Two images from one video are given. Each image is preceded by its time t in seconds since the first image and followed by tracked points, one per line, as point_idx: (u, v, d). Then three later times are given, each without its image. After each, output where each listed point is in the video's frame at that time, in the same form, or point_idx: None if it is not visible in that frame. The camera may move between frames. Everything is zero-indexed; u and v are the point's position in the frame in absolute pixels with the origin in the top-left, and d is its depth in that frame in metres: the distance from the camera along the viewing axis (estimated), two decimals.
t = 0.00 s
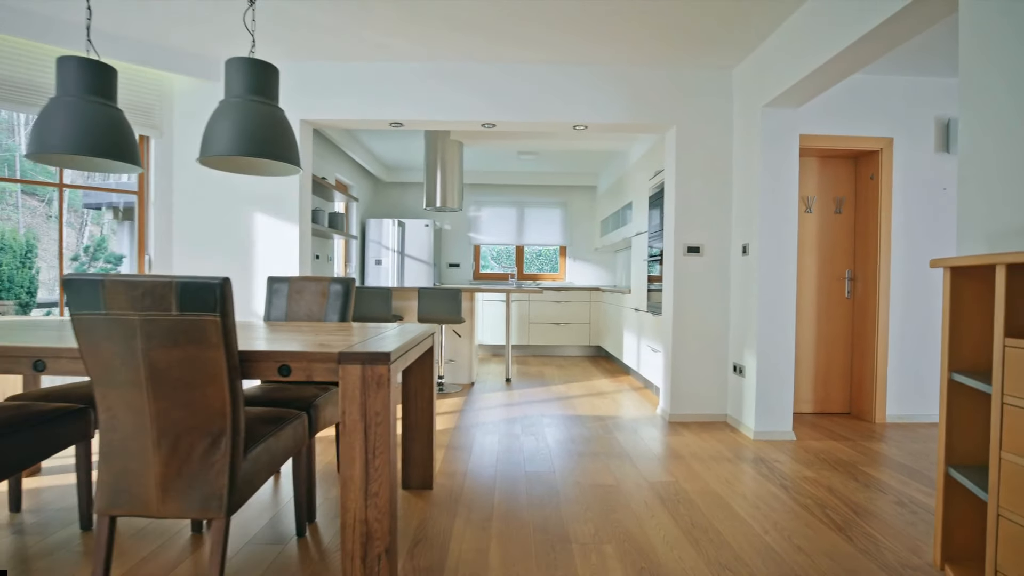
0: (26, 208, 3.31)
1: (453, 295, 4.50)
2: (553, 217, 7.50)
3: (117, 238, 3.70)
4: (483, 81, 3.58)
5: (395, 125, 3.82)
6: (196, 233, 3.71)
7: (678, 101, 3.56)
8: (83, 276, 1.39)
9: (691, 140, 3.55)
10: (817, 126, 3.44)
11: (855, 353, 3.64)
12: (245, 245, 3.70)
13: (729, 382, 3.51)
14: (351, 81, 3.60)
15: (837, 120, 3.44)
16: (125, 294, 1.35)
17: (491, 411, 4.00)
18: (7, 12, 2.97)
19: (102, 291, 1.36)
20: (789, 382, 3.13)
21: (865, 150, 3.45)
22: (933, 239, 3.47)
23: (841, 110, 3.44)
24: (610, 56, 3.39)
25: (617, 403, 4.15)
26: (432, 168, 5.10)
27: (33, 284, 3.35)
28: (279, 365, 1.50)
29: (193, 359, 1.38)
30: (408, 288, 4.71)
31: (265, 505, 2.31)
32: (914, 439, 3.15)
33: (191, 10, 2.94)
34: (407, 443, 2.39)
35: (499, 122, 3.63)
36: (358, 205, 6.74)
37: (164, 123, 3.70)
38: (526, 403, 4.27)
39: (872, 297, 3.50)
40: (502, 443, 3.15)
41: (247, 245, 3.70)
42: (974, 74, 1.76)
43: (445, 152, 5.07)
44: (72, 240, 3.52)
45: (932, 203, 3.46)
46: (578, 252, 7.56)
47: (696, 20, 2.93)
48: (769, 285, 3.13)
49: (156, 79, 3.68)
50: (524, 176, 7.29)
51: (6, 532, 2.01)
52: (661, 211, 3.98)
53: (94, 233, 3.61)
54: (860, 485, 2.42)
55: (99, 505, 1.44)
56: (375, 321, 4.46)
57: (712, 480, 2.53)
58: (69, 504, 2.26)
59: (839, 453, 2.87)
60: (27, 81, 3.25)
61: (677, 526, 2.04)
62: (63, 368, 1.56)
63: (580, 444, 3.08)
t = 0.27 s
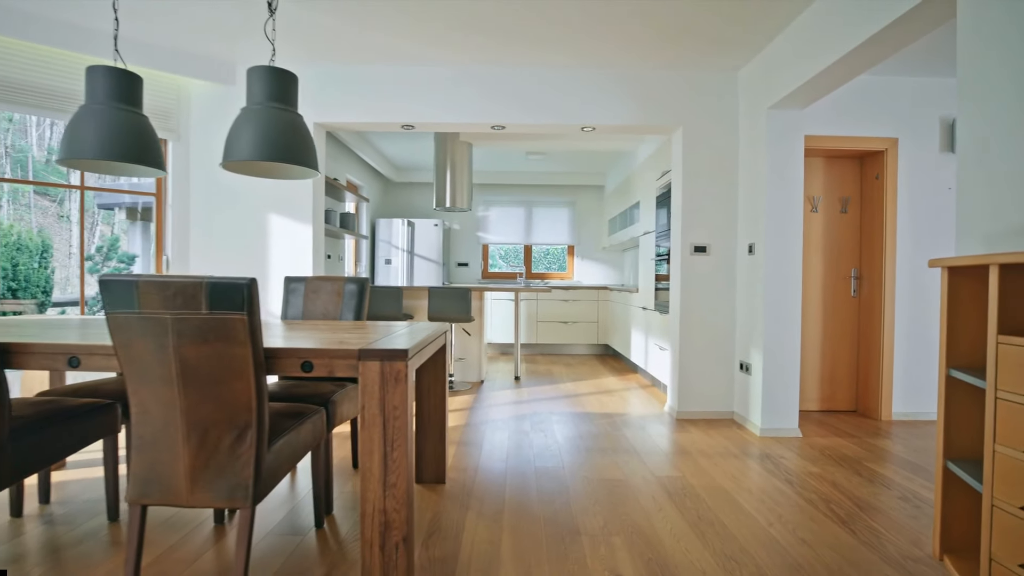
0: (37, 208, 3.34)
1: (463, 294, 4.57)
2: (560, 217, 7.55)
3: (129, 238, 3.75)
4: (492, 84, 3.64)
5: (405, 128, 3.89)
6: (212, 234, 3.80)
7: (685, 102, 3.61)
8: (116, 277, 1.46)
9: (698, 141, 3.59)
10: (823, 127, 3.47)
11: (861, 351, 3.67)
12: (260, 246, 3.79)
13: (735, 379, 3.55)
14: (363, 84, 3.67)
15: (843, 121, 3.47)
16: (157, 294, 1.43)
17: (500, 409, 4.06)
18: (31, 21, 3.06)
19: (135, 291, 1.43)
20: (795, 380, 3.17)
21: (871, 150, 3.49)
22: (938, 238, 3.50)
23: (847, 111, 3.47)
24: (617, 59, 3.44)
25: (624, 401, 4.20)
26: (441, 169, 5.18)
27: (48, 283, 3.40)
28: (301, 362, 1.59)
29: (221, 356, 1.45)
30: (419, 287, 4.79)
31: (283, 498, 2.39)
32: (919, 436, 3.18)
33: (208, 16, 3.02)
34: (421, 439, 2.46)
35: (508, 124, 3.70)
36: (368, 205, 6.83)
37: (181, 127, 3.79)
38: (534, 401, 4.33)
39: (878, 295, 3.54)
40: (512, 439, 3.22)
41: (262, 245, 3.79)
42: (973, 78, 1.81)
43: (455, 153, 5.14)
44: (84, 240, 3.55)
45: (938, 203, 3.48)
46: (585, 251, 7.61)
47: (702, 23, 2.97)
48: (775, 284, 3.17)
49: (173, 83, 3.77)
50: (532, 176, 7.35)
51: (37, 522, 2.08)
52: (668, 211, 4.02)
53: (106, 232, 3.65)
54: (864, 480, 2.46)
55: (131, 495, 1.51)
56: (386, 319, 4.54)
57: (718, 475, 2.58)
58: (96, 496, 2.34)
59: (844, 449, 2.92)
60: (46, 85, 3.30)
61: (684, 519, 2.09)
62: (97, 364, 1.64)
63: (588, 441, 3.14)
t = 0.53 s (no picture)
0: (49, 208, 3.36)
1: (472, 293, 4.63)
2: (568, 217, 7.59)
3: (140, 238, 3.83)
4: (501, 86, 3.70)
5: (416, 130, 3.96)
6: (227, 235, 3.88)
7: (692, 104, 3.65)
8: (148, 277, 1.54)
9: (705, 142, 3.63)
10: (829, 128, 3.50)
11: (868, 350, 3.70)
12: (274, 246, 3.87)
13: (742, 378, 3.59)
14: (374, 88, 3.74)
15: (850, 122, 3.50)
16: (186, 294, 1.50)
17: (510, 407, 4.12)
18: (54, 28, 3.15)
19: (165, 290, 1.51)
20: (801, 378, 3.21)
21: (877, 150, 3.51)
22: (945, 238, 3.52)
23: (853, 111, 3.49)
24: (625, 61, 3.49)
25: (632, 399, 4.24)
26: (451, 170, 5.24)
27: (63, 282, 3.45)
28: (321, 358, 1.66)
29: (247, 353, 1.52)
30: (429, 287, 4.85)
31: (300, 492, 2.46)
32: (925, 434, 3.21)
33: (225, 23, 3.09)
34: (433, 435, 2.52)
35: (518, 126, 3.75)
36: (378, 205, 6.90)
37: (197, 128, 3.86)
38: (543, 399, 4.38)
39: (885, 295, 3.56)
40: (522, 436, 3.28)
41: (276, 246, 3.87)
42: (975, 82, 1.84)
43: (464, 153, 5.20)
44: (95, 240, 3.60)
45: (944, 203, 3.50)
46: (593, 250, 7.64)
47: (709, 25, 3.01)
48: (782, 284, 3.21)
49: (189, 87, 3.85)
50: (539, 176, 7.39)
51: (66, 513, 2.16)
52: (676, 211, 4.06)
53: (116, 233, 3.71)
54: (870, 477, 2.50)
55: (160, 486, 1.58)
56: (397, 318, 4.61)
57: (725, 472, 2.62)
58: (119, 488, 2.42)
59: (850, 447, 2.96)
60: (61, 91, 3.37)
61: (691, 514, 2.14)
62: (127, 361, 1.72)
63: (596, 438, 3.19)
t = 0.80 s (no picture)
0: (62, 209, 3.46)
1: (481, 293, 4.69)
2: (575, 217, 7.63)
3: (152, 239, 3.89)
4: (510, 89, 3.75)
5: (426, 132, 4.02)
6: (241, 236, 3.96)
7: (699, 106, 3.69)
8: (173, 277, 1.59)
9: (711, 143, 3.67)
10: (835, 129, 3.52)
11: (875, 350, 3.72)
12: (287, 247, 3.94)
13: (748, 377, 3.63)
14: (385, 91, 3.80)
15: (855, 123, 3.52)
16: (210, 293, 1.56)
17: (516, 405, 4.16)
18: (74, 34, 3.23)
19: (191, 290, 1.56)
20: (807, 378, 3.24)
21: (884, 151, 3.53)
22: (951, 239, 3.54)
23: (859, 113, 3.52)
24: (632, 64, 3.53)
25: (639, 398, 4.28)
26: (459, 171, 5.30)
27: (77, 282, 3.55)
28: (339, 355, 1.72)
29: (269, 351, 1.58)
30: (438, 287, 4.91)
31: (314, 487, 2.52)
32: (931, 434, 3.22)
33: (240, 28, 3.16)
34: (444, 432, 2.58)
35: (526, 128, 3.80)
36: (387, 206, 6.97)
37: (212, 131, 3.94)
38: (551, 398, 4.43)
39: (891, 295, 3.58)
40: (531, 434, 3.32)
41: (288, 247, 3.94)
42: (978, 86, 1.87)
43: (472, 155, 5.26)
44: (108, 240, 3.68)
45: (950, 203, 3.52)
46: (600, 251, 7.68)
47: (716, 28, 3.04)
48: (788, 284, 3.24)
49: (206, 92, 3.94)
50: (546, 176, 7.44)
51: (91, 505, 2.24)
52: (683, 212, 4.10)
53: (128, 233, 3.78)
54: (874, 475, 2.53)
55: (185, 477, 1.64)
56: (407, 318, 4.67)
57: (731, 469, 2.66)
58: (140, 482, 2.49)
59: (857, 446, 2.98)
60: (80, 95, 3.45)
61: (696, 509, 2.18)
62: (153, 357, 1.79)
63: (603, 436, 3.24)
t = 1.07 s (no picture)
0: (73, 210, 3.51)
1: (488, 293, 4.74)
2: (581, 217, 7.66)
3: (163, 239, 3.92)
4: (517, 92, 3.80)
5: (434, 134, 4.07)
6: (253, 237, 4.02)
7: (704, 107, 3.72)
8: (194, 278, 1.65)
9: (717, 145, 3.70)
10: (840, 130, 3.55)
11: (880, 350, 3.74)
12: (298, 248, 4.00)
13: (753, 377, 3.66)
14: (393, 93, 3.86)
15: (859, 124, 3.54)
16: (229, 293, 1.61)
17: (523, 404, 4.20)
18: (89, 40, 3.30)
19: (210, 290, 1.62)
20: (811, 377, 3.27)
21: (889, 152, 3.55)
22: (956, 239, 3.56)
23: (864, 114, 3.54)
24: (638, 66, 3.57)
25: (645, 398, 4.32)
26: (466, 172, 5.35)
27: (89, 283, 3.60)
28: (352, 354, 1.77)
29: (286, 349, 1.63)
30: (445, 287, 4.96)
31: (326, 483, 2.57)
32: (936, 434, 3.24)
33: (252, 33, 3.22)
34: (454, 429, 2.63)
35: (533, 130, 3.85)
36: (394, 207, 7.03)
37: (225, 134, 4.01)
38: (558, 397, 4.48)
39: (896, 295, 3.60)
40: (538, 432, 3.36)
41: (299, 248, 4.00)
42: (979, 90, 1.90)
43: (479, 156, 5.31)
44: (117, 240, 3.71)
45: (955, 204, 3.54)
46: (606, 251, 7.70)
47: (721, 31, 3.07)
48: (793, 284, 3.27)
49: (219, 96, 4.01)
50: (553, 177, 7.48)
51: (111, 499, 2.30)
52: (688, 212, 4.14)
53: (137, 233, 3.80)
54: (878, 473, 2.56)
55: (204, 472, 1.70)
56: (415, 317, 4.73)
57: (736, 467, 2.70)
58: (157, 477, 2.56)
59: (862, 445, 3.01)
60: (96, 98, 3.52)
61: (702, 506, 2.22)
62: (173, 356, 1.85)
63: (610, 434, 3.28)
